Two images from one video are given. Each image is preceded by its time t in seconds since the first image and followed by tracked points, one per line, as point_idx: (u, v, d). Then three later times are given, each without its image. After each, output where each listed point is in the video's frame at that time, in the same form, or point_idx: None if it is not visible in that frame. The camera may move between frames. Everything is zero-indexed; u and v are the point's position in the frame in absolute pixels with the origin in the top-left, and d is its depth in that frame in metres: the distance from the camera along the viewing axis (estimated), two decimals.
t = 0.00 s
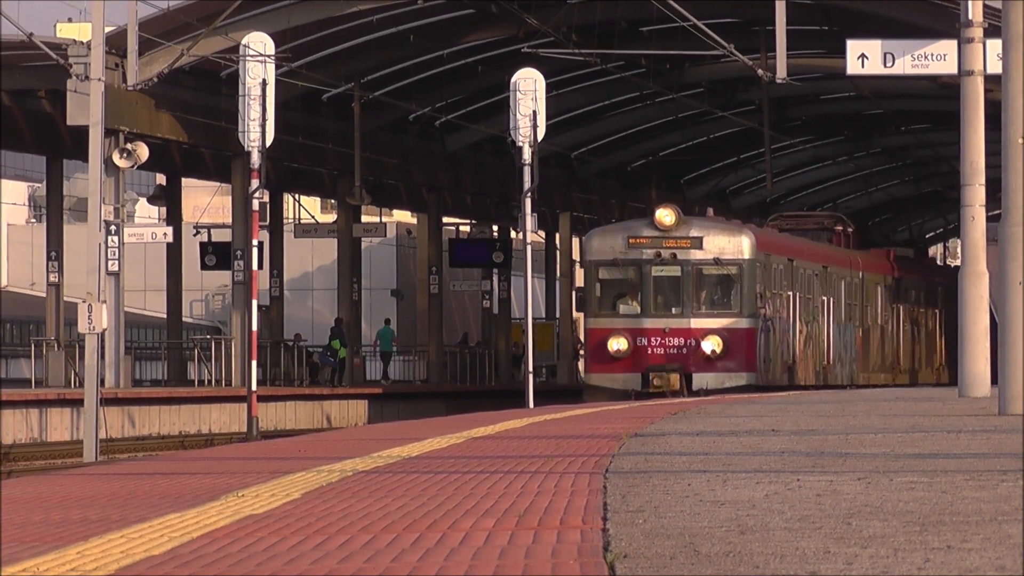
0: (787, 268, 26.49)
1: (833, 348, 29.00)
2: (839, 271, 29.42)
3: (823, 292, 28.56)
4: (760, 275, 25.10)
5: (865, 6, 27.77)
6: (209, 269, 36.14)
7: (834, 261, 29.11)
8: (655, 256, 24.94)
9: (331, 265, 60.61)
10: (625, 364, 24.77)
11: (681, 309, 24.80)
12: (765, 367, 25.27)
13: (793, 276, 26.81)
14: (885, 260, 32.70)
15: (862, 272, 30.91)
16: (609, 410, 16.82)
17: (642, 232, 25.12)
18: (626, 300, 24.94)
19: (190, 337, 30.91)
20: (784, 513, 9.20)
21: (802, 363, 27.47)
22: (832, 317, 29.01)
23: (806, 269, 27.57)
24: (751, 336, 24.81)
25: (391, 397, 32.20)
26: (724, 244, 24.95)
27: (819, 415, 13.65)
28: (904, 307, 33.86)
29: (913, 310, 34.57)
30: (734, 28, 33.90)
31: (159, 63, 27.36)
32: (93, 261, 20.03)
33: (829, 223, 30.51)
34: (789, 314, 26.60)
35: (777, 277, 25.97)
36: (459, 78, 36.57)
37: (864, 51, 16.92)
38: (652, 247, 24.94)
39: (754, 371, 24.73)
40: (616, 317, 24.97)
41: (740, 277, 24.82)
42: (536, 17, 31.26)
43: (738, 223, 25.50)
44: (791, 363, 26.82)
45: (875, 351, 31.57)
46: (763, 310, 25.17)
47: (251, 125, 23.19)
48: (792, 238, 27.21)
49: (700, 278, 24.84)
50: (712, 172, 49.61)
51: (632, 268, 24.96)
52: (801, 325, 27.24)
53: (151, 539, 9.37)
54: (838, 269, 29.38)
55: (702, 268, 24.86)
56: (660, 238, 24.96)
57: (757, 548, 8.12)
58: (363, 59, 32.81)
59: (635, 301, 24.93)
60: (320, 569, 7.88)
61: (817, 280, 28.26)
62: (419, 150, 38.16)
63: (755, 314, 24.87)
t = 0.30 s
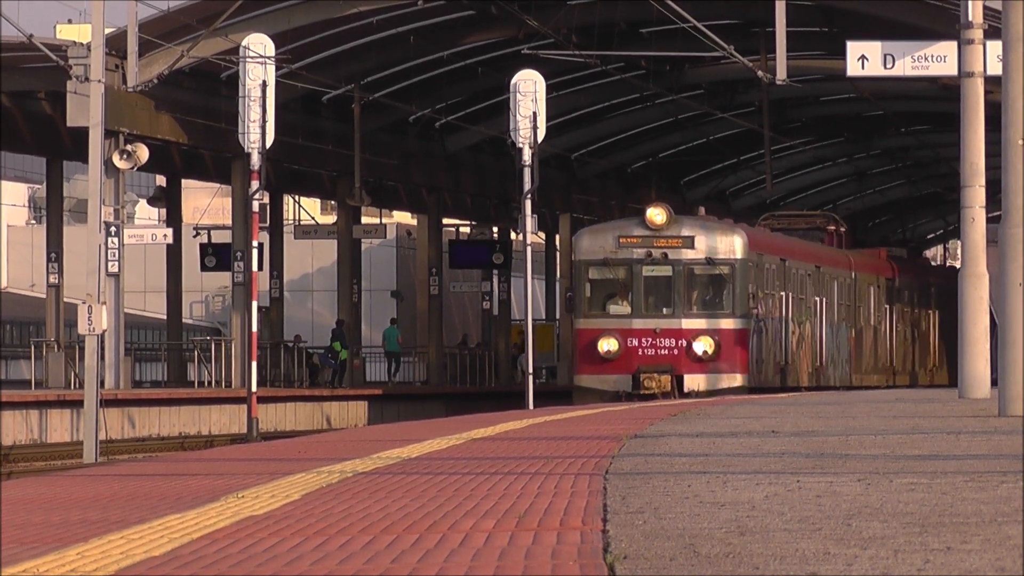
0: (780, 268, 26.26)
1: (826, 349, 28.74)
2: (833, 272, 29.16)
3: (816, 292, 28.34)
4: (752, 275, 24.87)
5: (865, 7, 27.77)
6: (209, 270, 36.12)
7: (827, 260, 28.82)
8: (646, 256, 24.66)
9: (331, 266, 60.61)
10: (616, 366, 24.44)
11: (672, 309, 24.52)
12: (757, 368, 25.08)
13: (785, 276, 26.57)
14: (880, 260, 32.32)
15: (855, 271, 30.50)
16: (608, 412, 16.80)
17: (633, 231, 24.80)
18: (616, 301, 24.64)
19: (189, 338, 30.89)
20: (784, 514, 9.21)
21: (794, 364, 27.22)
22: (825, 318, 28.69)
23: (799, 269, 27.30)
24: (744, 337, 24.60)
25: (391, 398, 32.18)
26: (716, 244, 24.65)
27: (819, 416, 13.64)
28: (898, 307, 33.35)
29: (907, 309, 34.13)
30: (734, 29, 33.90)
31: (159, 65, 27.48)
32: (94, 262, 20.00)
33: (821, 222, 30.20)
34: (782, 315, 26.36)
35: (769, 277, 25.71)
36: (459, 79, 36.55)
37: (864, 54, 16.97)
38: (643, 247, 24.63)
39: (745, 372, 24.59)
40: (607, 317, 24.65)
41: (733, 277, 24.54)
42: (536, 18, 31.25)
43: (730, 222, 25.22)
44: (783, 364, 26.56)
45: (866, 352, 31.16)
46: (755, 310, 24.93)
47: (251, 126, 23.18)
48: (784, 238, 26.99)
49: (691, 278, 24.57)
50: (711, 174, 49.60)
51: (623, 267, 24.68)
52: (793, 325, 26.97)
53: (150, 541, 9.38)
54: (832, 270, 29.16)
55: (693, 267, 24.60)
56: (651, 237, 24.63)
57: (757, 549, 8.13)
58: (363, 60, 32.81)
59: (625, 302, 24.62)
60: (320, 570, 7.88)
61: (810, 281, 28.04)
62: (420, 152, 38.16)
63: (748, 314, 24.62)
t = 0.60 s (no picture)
0: (774, 268, 25.86)
1: (820, 349, 28.40)
2: (826, 271, 28.72)
3: (810, 292, 27.96)
4: (746, 275, 24.25)
5: (865, 8, 27.76)
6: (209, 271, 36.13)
7: (820, 260, 28.43)
8: (637, 256, 24.02)
9: (332, 267, 60.68)
10: (607, 367, 23.82)
11: (663, 310, 23.87)
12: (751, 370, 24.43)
13: (779, 276, 26.18)
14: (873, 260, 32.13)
15: (849, 271, 30.24)
16: (609, 413, 16.80)
17: (624, 230, 24.19)
18: (607, 301, 24.00)
19: (190, 340, 30.95)
20: (785, 515, 9.23)
21: (788, 365, 26.75)
22: (818, 317, 28.28)
23: (791, 269, 26.85)
24: (738, 338, 23.92)
25: (392, 399, 32.20)
26: (708, 244, 23.99)
27: (819, 417, 13.63)
28: (892, 308, 33.11)
29: (902, 311, 33.88)
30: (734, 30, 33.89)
31: (160, 66, 27.28)
32: (94, 264, 20.00)
33: (815, 222, 30.39)
34: (775, 315, 25.93)
35: (763, 277, 25.25)
36: (459, 81, 36.53)
37: (866, 55, 17.15)
38: (634, 246, 24.00)
39: (740, 373, 23.92)
40: (597, 318, 24.02)
41: (725, 277, 23.90)
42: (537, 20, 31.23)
43: (724, 222, 24.61)
44: (776, 365, 26.10)
45: (860, 355, 30.91)
46: (748, 312, 24.31)
47: (252, 128, 23.20)
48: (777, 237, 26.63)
49: (683, 278, 23.92)
50: (712, 176, 49.57)
51: (613, 268, 24.03)
52: (786, 325, 26.54)
53: (151, 542, 9.39)
54: (826, 270, 28.71)
55: (686, 268, 23.94)
56: (642, 237, 24.01)
57: (757, 550, 8.14)
58: (364, 61, 32.81)
59: (616, 303, 23.99)
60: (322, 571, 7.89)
61: (804, 280, 27.66)
62: (420, 154, 38.16)
63: (741, 315, 23.95)
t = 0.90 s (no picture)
0: (766, 267, 25.68)
1: (813, 349, 28.24)
2: (818, 270, 28.57)
3: (802, 291, 27.79)
4: (738, 273, 24.02)
5: (866, 9, 27.80)
6: (210, 272, 36.12)
7: (813, 259, 28.27)
8: (628, 255, 23.76)
9: (333, 267, 60.70)
10: (597, 368, 23.67)
11: (655, 309, 23.65)
12: (743, 370, 24.27)
13: (771, 275, 25.99)
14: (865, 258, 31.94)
15: (842, 271, 30.09)
16: (609, 413, 16.82)
17: (614, 229, 23.90)
18: (597, 301, 23.80)
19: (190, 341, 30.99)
20: (785, 515, 9.24)
21: (780, 364, 26.64)
22: (812, 317, 28.16)
23: (785, 268, 26.76)
24: (730, 338, 23.73)
25: (392, 400, 32.20)
26: (700, 242, 23.72)
27: (819, 418, 13.63)
28: (885, 307, 32.97)
29: (895, 310, 33.73)
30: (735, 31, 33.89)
31: (160, 66, 27.32)
32: (95, 264, 19.97)
33: (809, 222, 30.15)
34: (768, 315, 25.73)
35: (755, 276, 25.07)
36: (460, 82, 36.53)
37: (866, 55, 17.08)
38: (625, 245, 23.71)
39: (732, 373, 23.74)
40: (588, 318, 23.85)
41: (717, 276, 23.67)
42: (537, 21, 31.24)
43: (715, 219, 24.36)
44: (769, 364, 25.97)
45: (853, 354, 30.75)
46: (741, 311, 24.09)
47: (252, 128, 23.22)
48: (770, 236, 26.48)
49: (675, 277, 23.70)
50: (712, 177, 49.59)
51: (604, 267, 23.81)
52: (780, 325, 26.41)
53: (152, 543, 9.40)
54: (819, 269, 28.56)
55: (677, 266, 23.71)
56: (632, 235, 23.72)
57: (758, 550, 8.14)
58: (364, 62, 32.81)
59: (606, 302, 23.78)
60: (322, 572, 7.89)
61: (796, 279, 27.51)
62: (420, 154, 38.24)
63: (733, 314, 23.76)
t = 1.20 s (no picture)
0: (756, 265, 25.59)
1: (805, 348, 28.16)
2: (810, 268, 28.52)
3: (793, 290, 27.71)
4: (729, 271, 23.90)
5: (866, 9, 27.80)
6: (210, 272, 36.11)
7: (804, 257, 28.20)
8: (617, 252, 23.73)
9: (332, 267, 60.70)
10: (586, 367, 23.61)
11: (645, 308, 23.58)
12: (735, 370, 24.09)
13: (762, 273, 25.93)
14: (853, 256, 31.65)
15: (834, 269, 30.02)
16: (607, 413, 16.82)
17: (603, 226, 23.86)
18: (585, 300, 23.74)
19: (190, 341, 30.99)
20: (785, 515, 9.25)
21: (772, 364, 26.55)
22: (803, 316, 28.07)
23: (776, 266, 26.72)
24: (721, 337, 23.57)
25: (391, 399, 32.20)
26: (690, 240, 23.69)
27: (819, 417, 13.61)
28: (877, 306, 32.85)
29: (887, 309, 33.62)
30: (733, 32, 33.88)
31: (159, 66, 27.36)
32: (94, 263, 19.94)
33: (799, 219, 30.14)
34: (759, 314, 25.61)
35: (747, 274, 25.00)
36: (459, 81, 36.53)
37: (865, 55, 17.19)
38: (615, 242, 23.67)
39: (724, 372, 23.57)
40: (576, 316, 23.77)
41: (708, 274, 23.58)
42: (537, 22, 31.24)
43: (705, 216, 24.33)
44: (761, 364, 25.87)
45: (845, 351, 30.61)
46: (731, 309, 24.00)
47: (252, 128, 23.22)
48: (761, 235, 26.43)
49: (665, 274, 23.64)
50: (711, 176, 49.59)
51: (592, 264, 23.78)
52: (771, 324, 26.31)
53: (151, 542, 9.41)
54: (810, 267, 28.50)
55: (667, 264, 23.66)
56: (622, 233, 23.67)
57: (757, 550, 8.15)
58: (364, 62, 32.83)
59: (595, 300, 23.72)
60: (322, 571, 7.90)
61: (787, 278, 27.43)
62: (420, 153, 38.29)
63: (725, 313, 23.58)
